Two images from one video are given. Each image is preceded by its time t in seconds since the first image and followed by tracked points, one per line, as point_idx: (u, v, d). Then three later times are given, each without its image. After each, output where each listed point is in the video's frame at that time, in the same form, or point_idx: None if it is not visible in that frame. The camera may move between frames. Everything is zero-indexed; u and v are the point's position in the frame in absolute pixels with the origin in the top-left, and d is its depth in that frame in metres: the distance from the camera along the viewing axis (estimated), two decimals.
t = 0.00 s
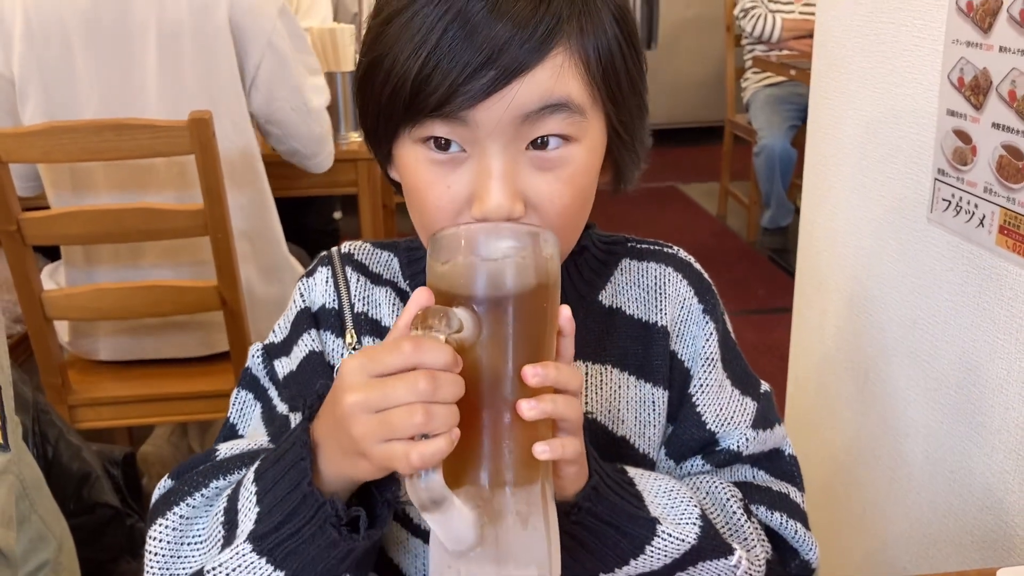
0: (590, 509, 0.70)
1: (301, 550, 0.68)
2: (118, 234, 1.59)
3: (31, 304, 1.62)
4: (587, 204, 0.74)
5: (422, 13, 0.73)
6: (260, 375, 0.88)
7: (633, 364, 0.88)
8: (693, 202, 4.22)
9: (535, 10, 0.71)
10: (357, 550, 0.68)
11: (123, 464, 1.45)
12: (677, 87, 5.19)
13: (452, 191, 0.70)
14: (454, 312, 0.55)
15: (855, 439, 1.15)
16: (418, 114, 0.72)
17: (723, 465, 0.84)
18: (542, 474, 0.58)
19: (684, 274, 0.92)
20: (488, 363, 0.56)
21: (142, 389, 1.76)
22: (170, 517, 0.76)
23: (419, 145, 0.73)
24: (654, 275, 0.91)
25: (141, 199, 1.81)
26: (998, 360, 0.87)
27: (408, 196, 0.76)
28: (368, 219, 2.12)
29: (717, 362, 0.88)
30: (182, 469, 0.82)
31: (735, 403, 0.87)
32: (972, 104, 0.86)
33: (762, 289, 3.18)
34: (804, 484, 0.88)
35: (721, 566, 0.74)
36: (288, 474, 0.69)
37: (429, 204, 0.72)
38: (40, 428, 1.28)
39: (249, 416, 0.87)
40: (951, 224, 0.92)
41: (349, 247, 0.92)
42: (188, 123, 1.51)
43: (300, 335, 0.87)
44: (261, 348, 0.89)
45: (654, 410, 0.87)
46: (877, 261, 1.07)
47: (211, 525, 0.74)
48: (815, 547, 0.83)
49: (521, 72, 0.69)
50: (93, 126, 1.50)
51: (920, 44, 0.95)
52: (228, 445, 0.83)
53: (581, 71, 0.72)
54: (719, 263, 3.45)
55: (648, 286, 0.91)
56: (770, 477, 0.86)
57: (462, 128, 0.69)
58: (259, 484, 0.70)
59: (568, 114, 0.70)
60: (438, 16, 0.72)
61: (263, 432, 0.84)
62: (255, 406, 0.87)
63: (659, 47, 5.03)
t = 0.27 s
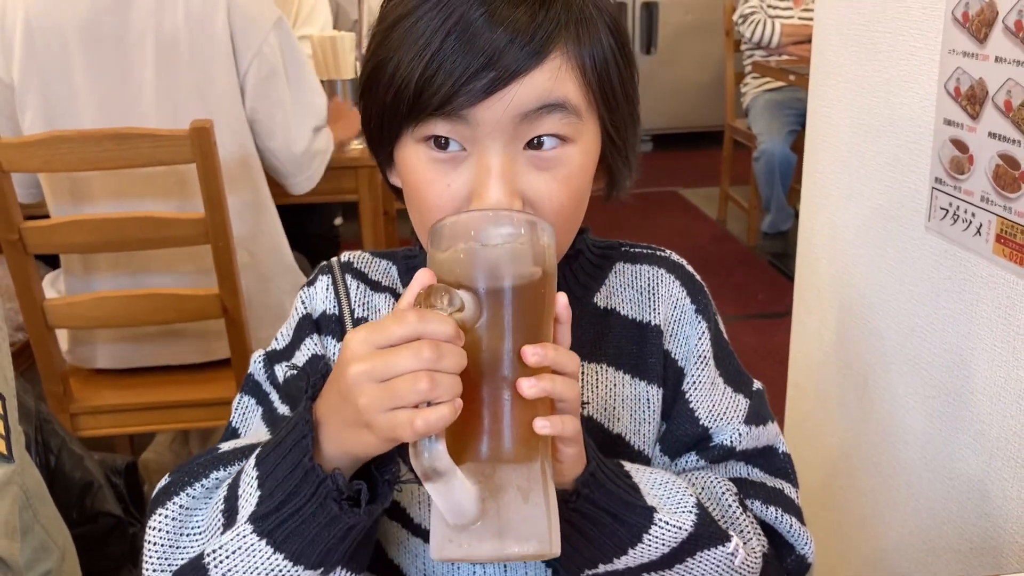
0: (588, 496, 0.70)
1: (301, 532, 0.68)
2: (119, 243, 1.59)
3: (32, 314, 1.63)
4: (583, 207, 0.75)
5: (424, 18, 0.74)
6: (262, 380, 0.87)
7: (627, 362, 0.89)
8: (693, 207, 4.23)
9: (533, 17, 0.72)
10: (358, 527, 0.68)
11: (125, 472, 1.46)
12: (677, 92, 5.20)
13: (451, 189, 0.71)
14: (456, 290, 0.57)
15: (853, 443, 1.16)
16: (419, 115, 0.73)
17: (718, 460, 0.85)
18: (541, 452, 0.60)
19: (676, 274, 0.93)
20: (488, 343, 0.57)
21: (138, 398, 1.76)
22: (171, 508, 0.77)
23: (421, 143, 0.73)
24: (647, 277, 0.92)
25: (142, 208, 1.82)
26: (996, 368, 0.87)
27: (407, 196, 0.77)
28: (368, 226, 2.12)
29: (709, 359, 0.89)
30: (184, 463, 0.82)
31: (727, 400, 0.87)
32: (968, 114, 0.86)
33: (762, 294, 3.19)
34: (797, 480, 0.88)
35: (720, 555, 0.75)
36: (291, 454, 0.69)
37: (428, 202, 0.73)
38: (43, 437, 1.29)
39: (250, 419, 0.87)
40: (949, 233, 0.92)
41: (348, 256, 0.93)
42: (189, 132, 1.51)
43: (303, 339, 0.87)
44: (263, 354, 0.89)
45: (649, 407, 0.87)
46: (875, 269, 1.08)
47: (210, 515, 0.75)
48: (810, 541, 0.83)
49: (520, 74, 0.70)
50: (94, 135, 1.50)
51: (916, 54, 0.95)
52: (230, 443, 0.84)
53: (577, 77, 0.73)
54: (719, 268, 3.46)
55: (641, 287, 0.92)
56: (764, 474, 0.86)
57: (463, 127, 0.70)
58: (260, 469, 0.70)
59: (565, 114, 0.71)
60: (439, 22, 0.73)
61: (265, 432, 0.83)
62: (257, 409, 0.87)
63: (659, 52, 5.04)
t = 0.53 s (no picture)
0: (586, 484, 0.71)
1: (301, 518, 0.68)
2: (118, 248, 1.59)
3: (32, 319, 1.63)
4: (579, 202, 0.75)
5: (420, 19, 0.74)
6: (263, 379, 0.87)
7: (623, 360, 0.89)
8: (692, 211, 4.23)
9: (527, 16, 0.73)
10: (359, 509, 0.68)
11: (124, 478, 1.46)
12: (676, 97, 5.20)
13: (450, 183, 0.71)
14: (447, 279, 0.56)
15: (852, 446, 1.16)
16: (417, 111, 0.73)
17: (714, 455, 0.85)
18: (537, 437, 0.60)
19: (672, 274, 0.93)
20: (487, 328, 0.57)
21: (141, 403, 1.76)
22: (171, 497, 0.77)
23: (419, 139, 0.74)
24: (642, 276, 0.93)
25: (141, 213, 1.82)
26: (994, 371, 0.87)
27: (406, 192, 0.77)
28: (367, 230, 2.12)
29: (704, 355, 0.89)
30: (184, 458, 0.83)
31: (722, 395, 0.87)
32: (964, 118, 0.87)
33: (762, 298, 3.18)
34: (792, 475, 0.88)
35: (718, 544, 0.75)
36: (294, 438, 0.69)
37: (427, 196, 0.73)
38: (41, 443, 1.29)
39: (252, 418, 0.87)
40: (946, 237, 0.92)
41: (349, 260, 0.94)
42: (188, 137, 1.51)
43: (302, 339, 0.87)
44: (263, 354, 0.89)
45: (644, 402, 0.88)
46: (873, 272, 1.08)
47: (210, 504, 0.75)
48: (807, 536, 0.83)
49: (514, 69, 0.70)
50: (93, 141, 1.51)
51: (912, 58, 0.96)
52: (232, 439, 0.84)
53: (572, 74, 0.74)
54: (719, 272, 3.45)
55: (636, 287, 0.92)
56: (761, 470, 0.86)
57: (461, 121, 0.71)
58: (262, 455, 0.70)
59: (559, 108, 0.71)
60: (436, 21, 0.73)
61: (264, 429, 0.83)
62: (256, 408, 0.87)
63: (658, 57, 5.05)
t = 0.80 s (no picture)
0: (583, 485, 0.70)
1: (300, 516, 0.68)
2: (117, 255, 1.59)
3: (31, 327, 1.62)
4: (576, 209, 0.74)
5: (418, 29, 0.75)
6: (263, 382, 0.87)
7: (621, 363, 0.89)
8: (691, 214, 4.23)
9: (524, 25, 0.73)
10: (357, 507, 0.67)
11: (121, 485, 1.46)
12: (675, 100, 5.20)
13: (449, 190, 0.70)
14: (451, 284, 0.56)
15: (851, 450, 1.16)
16: (417, 120, 0.73)
17: (712, 458, 0.85)
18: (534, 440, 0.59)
19: (670, 279, 0.93)
20: (485, 332, 0.57)
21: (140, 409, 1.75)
22: (171, 496, 0.77)
23: (418, 148, 0.73)
24: (639, 281, 0.92)
25: (140, 219, 1.81)
26: (992, 377, 0.87)
27: (406, 198, 0.76)
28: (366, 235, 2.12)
29: (701, 359, 0.89)
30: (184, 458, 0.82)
31: (718, 399, 0.87)
32: (962, 124, 0.87)
33: (761, 301, 3.18)
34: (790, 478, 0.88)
35: (714, 546, 0.74)
36: (294, 437, 0.68)
37: (426, 204, 0.72)
38: (38, 451, 1.29)
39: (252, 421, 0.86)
40: (944, 243, 0.92)
41: (350, 265, 0.94)
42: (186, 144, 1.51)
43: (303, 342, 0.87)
44: (264, 357, 0.88)
45: (642, 405, 0.87)
46: (871, 277, 1.07)
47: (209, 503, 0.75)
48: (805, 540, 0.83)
49: (511, 78, 0.70)
50: (91, 147, 1.50)
51: (911, 64, 0.95)
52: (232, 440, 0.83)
53: (568, 82, 0.74)
54: (718, 275, 3.45)
55: (634, 291, 0.92)
56: (758, 474, 0.86)
57: (460, 130, 0.70)
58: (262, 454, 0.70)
59: (557, 117, 0.70)
60: (434, 31, 0.74)
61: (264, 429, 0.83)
62: (257, 411, 0.86)
63: (657, 61, 5.05)
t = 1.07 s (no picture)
0: (579, 486, 0.70)
1: (298, 517, 0.68)
2: (113, 258, 1.59)
3: (27, 329, 1.62)
4: (571, 212, 0.75)
5: (411, 34, 0.75)
6: (261, 385, 0.87)
7: (617, 365, 0.89)
8: (688, 215, 4.23)
9: (517, 29, 0.73)
10: (356, 509, 0.67)
11: (117, 488, 1.47)
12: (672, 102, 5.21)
13: (445, 193, 0.71)
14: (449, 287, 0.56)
15: (846, 451, 1.16)
16: (412, 124, 0.73)
17: (708, 460, 0.84)
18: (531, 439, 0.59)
19: (665, 282, 0.93)
20: (483, 333, 0.57)
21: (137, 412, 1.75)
22: (169, 498, 0.77)
23: (413, 152, 0.74)
24: (635, 284, 0.92)
25: (137, 222, 1.81)
26: (986, 378, 0.87)
27: (402, 201, 0.77)
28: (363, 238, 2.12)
29: (697, 362, 0.89)
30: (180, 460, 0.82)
31: (715, 401, 0.87)
32: (955, 126, 0.87)
33: (758, 303, 3.18)
34: (785, 482, 0.88)
35: (709, 547, 0.74)
36: (292, 439, 0.69)
37: (422, 206, 0.73)
38: (34, 455, 1.29)
39: (250, 422, 0.86)
40: (938, 244, 0.92)
41: (347, 267, 0.94)
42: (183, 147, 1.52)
43: (300, 345, 0.88)
44: (262, 359, 0.89)
45: (638, 407, 0.88)
46: (865, 279, 1.08)
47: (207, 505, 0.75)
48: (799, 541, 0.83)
49: (505, 82, 0.70)
50: (88, 150, 1.51)
51: (904, 66, 0.96)
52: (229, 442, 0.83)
53: (561, 85, 0.74)
54: (716, 277, 3.46)
55: (630, 294, 0.92)
56: (752, 476, 0.86)
57: (455, 134, 0.71)
58: (259, 458, 0.70)
59: (551, 119, 0.71)
60: (427, 35, 0.74)
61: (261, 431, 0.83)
62: (254, 413, 0.87)
63: (654, 62, 5.05)
